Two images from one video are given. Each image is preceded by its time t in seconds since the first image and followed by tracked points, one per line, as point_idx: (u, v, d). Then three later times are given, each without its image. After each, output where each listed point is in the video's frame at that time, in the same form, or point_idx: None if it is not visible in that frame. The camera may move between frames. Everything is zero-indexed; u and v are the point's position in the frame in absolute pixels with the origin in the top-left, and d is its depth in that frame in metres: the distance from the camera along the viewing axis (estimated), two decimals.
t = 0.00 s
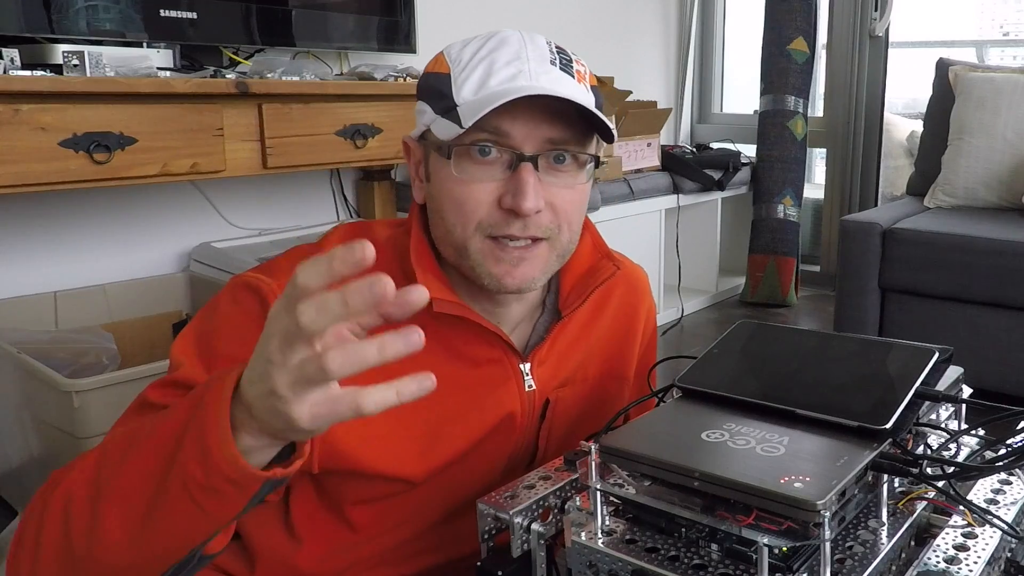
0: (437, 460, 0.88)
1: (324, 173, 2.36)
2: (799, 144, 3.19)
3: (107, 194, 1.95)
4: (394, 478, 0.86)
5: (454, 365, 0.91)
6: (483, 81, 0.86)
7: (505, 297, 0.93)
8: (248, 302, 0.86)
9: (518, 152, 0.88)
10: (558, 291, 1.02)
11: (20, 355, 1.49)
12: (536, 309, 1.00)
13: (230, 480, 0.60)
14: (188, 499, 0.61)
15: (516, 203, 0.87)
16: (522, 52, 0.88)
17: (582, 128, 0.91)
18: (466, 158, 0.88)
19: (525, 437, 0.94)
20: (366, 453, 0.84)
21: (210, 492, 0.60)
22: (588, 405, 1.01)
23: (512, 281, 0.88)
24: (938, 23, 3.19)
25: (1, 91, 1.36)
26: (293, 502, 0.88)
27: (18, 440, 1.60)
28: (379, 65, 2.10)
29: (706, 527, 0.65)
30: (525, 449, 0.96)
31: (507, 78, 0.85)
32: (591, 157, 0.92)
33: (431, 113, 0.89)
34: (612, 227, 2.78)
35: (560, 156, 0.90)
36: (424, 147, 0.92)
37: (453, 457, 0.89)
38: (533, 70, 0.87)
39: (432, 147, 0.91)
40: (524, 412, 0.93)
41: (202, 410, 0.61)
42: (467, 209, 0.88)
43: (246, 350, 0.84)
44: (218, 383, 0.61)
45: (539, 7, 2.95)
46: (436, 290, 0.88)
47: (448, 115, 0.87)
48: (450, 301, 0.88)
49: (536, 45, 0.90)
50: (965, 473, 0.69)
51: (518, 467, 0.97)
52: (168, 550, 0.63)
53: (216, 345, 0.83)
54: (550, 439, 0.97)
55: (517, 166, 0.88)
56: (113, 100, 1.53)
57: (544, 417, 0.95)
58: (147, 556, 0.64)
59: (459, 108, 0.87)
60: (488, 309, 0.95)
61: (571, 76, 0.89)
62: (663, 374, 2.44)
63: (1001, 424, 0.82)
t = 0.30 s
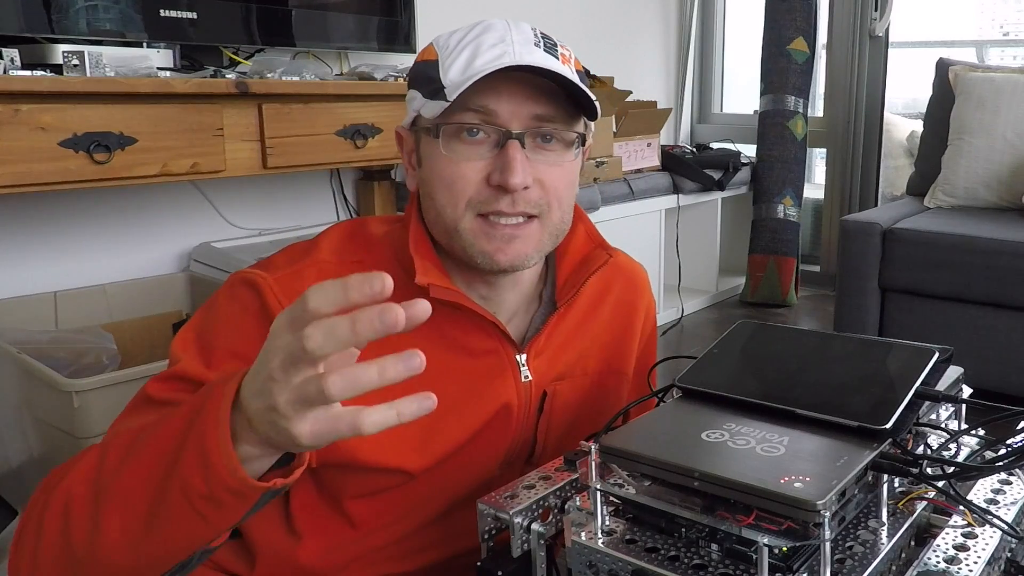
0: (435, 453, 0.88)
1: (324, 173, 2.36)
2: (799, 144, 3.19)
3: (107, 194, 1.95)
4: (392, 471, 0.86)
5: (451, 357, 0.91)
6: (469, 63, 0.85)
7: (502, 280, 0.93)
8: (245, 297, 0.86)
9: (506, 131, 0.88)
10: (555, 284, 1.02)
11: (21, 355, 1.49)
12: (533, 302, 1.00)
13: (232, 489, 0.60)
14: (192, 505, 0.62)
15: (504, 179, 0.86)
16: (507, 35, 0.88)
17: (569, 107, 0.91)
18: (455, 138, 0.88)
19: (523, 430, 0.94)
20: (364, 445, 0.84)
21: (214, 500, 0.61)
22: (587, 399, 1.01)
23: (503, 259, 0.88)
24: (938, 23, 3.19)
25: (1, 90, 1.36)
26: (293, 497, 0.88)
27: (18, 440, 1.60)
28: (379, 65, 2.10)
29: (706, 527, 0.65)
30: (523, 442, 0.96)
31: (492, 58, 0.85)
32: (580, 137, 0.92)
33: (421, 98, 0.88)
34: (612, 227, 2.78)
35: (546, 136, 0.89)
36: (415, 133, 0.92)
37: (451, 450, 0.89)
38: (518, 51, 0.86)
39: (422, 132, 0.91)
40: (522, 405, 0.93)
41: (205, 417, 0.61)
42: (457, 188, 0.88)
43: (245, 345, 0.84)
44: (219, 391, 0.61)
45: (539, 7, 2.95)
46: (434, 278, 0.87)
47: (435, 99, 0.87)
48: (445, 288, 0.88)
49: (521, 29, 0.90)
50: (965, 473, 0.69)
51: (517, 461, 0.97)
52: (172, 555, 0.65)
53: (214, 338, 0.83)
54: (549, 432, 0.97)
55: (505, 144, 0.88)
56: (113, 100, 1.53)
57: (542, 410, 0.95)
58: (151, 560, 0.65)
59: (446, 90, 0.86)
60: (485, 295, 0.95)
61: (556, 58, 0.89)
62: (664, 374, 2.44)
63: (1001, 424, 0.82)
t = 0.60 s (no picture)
0: (435, 453, 0.88)
1: (324, 173, 2.36)
2: (799, 144, 3.19)
3: (107, 194, 1.95)
4: (393, 471, 0.86)
5: (450, 357, 0.91)
6: (469, 62, 0.85)
7: (501, 280, 0.93)
8: (246, 297, 0.86)
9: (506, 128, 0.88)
10: (553, 284, 1.02)
11: (20, 355, 1.49)
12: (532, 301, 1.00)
13: (245, 491, 0.60)
14: (204, 506, 0.62)
15: (504, 176, 0.86)
16: (507, 35, 0.88)
17: (569, 106, 0.91)
18: (455, 136, 0.88)
19: (522, 429, 0.94)
20: (364, 445, 0.84)
21: (227, 501, 0.61)
22: (586, 399, 1.01)
23: (503, 257, 0.87)
24: (938, 23, 3.19)
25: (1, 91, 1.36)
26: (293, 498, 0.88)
27: (17, 439, 1.60)
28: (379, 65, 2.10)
29: (706, 527, 0.65)
30: (523, 442, 0.96)
31: (492, 58, 0.85)
32: (580, 135, 0.92)
33: (421, 97, 0.89)
34: (612, 227, 2.78)
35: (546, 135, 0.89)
36: (415, 132, 0.92)
37: (452, 450, 0.89)
38: (519, 50, 0.86)
39: (422, 131, 0.91)
40: (521, 404, 0.93)
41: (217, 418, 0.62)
42: (456, 186, 0.88)
43: (246, 345, 0.84)
44: (232, 393, 0.62)
45: (539, 7, 2.94)
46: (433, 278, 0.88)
47: (436, 98, 0.87)
48: (445, 289, 0.88)
49: (521, 30, 0.90)
50: (965, 473, 0.69)
51: (516, 460, 0.97)
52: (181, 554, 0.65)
53: (214, 338, 0.83)
54: (548, 432, 0.96)
55: (505, 141, 0.87)
56: (112, 100, 1.53)
57: (541, 409, 0.95)
58: (160, 559, 0.65)
59: (447, 89, 0.86)
60: (483, 295, 0.95)
61: (556, 58, 0.88)
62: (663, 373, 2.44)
63: (1001, 424, 0.82)
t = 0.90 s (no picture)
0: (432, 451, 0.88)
1: (324, 173, 2.36)
2: (799, 144, 3.19)
3: (107, 194, 1.95)
4: (391, 471, 0.86)
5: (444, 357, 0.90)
6: (464, 68, 0.84)
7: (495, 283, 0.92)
8: (247, 295, 0.86)
9: (500, 137, 0.87)
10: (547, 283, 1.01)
11: (20, 355, 1.49)
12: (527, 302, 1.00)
13: (361, 422, 0.64)
14: (315, 449, 0.65)
15: (498, 187, 0.85)
16: (502, 41, 0.87)
17: (564, 113, 0.90)
18: (448, 143, 0.87)
19: (517, 429, 0.94)
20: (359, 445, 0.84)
21: (341, 439, 0.65)
22: (583, 399, 1.01)
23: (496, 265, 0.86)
24: (938, 22, 3.19)
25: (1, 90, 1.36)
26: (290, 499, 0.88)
27: (18, 439, 1.60)
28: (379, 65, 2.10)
29: (706, 527, 0.65)
30: (519, 441, 0.95)
31: (488, 64, 0.84)
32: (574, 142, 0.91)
33: (416, 102, 0.88)
34: (612, 227, 2.78)
35: (541, 142, 0.88)
36: (409, 136, 0.91)
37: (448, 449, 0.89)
38: (514, 56, 0.85)
39: (416, 136, 0.90)
40: (517, 404, 0.92)
41: (328, 367, 0.65)
42: (450, 194, 0.86)
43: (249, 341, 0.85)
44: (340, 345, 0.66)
45: (539, 7, 2.94)
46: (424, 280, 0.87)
47: (430, 104, 0.86)
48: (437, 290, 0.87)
49: (516, 34, 0.89)
50: (965, 473, 0.69)
51: (513, 459, 0.97)
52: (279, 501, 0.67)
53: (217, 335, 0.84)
54: (543, 432, 0.96)
55: (499, 150, 0.86)
56: (112, 100, 1.53)
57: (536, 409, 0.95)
58: (259, 509, 0.67)
59: (441, 95, 0.85)
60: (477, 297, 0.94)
61: (551, 64, 0.88)
62: (664, 374, 2.44)
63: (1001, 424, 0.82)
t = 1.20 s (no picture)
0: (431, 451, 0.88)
1: (324, 173, 2.36)
2: (799, 144, 3.19)
3: (107, 194, 1.95)
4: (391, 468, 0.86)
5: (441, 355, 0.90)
6: (462, 74, 0.85)
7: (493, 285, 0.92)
8: (251, 290, 0.86)
9: (498, 143, 0.87)
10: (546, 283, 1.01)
11: (20, 355, 1.49)
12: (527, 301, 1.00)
13: (384, 476, 0.62)
14: (335, 494, 0.63)
15: (495, 194, 0.84)
16: (501, 45, 0.87)
17: (563, 120, 0.89)
18: (446, 149, 0.87)
19: (517, 428, 0.93)
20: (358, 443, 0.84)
21: (361, 488, 0.62)
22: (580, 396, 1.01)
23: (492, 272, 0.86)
24: (938, 22, 3.19)
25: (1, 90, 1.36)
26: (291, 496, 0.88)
27: (18, 440, 1.60)
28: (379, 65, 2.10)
29: (706, 527, 0.65)
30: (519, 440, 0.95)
31: (485, 71, 0.85)
32: (572, 149, 0.91)
33: (414, 106, 0.88)
34: (612, 228, 2.78)
35: (539, 148, 0.88)
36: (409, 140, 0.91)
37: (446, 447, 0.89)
38: (512, 63, 0.86)
39: (415, 140, 0.90)
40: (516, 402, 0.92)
41: (352, 408, 0.63)
42: (448, 200, 0.86)
43: (256, 336, 0.85)
44: (367, 385, 0.63)
45: (539, 7, 2.95)
46: (422, 279, 0.86)
47: (428, 109, 0.86)
48: (435, 290, 0.87)
49: (515, 38, 0.89)
50: (965, 473, 0.69)
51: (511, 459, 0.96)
52: (298, 540, 0.65)
53: (223, 333, 0.83)
54: (541, 430, 0.96)
55: (496, 157, 0.86)
56: (112, 100, 1.52)
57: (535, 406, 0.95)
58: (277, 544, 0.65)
59: (439, 102, 0.86)
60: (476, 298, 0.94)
61: (550, 70, 0.88)
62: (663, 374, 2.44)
63: (1002, 424, 0.82)
